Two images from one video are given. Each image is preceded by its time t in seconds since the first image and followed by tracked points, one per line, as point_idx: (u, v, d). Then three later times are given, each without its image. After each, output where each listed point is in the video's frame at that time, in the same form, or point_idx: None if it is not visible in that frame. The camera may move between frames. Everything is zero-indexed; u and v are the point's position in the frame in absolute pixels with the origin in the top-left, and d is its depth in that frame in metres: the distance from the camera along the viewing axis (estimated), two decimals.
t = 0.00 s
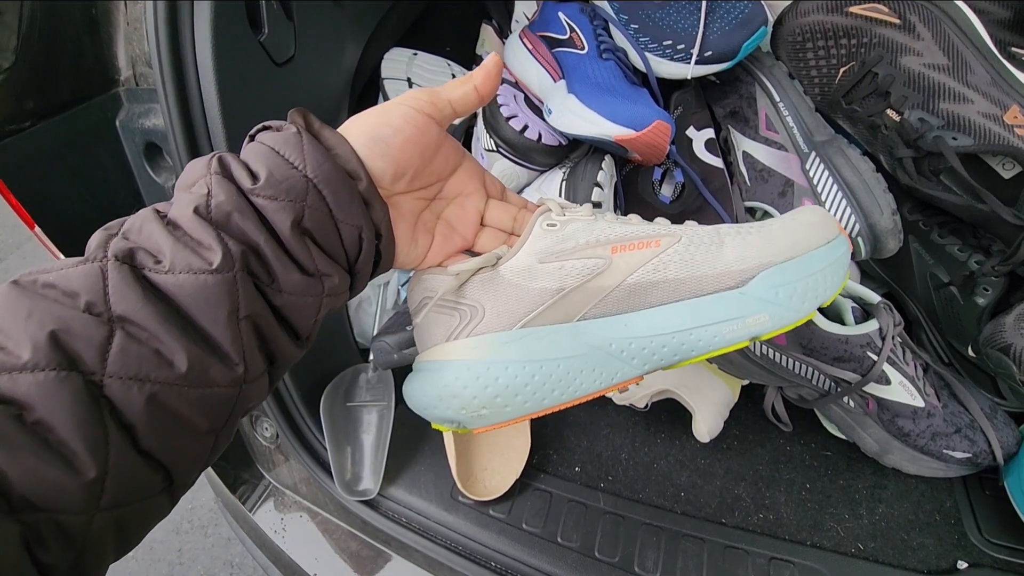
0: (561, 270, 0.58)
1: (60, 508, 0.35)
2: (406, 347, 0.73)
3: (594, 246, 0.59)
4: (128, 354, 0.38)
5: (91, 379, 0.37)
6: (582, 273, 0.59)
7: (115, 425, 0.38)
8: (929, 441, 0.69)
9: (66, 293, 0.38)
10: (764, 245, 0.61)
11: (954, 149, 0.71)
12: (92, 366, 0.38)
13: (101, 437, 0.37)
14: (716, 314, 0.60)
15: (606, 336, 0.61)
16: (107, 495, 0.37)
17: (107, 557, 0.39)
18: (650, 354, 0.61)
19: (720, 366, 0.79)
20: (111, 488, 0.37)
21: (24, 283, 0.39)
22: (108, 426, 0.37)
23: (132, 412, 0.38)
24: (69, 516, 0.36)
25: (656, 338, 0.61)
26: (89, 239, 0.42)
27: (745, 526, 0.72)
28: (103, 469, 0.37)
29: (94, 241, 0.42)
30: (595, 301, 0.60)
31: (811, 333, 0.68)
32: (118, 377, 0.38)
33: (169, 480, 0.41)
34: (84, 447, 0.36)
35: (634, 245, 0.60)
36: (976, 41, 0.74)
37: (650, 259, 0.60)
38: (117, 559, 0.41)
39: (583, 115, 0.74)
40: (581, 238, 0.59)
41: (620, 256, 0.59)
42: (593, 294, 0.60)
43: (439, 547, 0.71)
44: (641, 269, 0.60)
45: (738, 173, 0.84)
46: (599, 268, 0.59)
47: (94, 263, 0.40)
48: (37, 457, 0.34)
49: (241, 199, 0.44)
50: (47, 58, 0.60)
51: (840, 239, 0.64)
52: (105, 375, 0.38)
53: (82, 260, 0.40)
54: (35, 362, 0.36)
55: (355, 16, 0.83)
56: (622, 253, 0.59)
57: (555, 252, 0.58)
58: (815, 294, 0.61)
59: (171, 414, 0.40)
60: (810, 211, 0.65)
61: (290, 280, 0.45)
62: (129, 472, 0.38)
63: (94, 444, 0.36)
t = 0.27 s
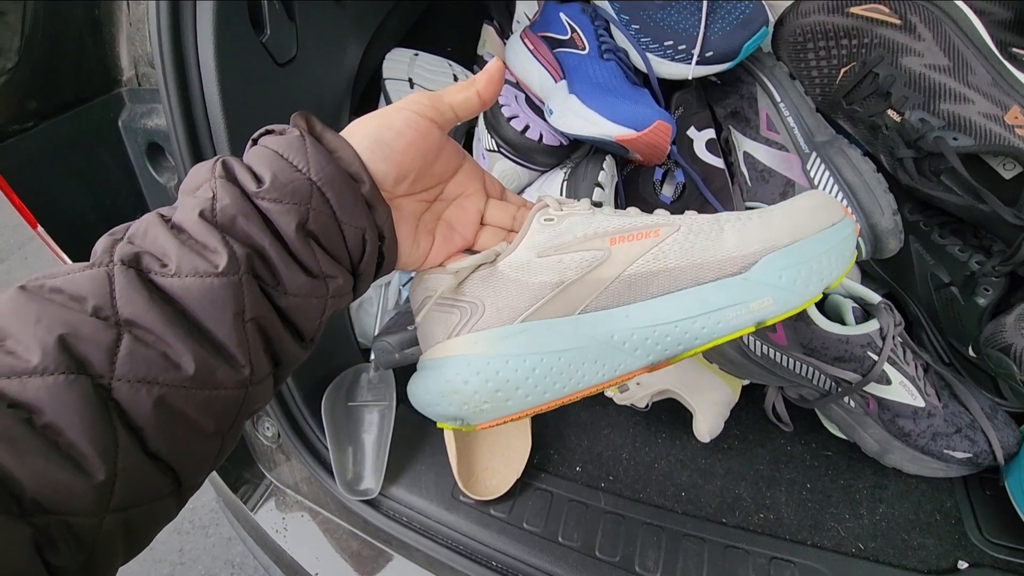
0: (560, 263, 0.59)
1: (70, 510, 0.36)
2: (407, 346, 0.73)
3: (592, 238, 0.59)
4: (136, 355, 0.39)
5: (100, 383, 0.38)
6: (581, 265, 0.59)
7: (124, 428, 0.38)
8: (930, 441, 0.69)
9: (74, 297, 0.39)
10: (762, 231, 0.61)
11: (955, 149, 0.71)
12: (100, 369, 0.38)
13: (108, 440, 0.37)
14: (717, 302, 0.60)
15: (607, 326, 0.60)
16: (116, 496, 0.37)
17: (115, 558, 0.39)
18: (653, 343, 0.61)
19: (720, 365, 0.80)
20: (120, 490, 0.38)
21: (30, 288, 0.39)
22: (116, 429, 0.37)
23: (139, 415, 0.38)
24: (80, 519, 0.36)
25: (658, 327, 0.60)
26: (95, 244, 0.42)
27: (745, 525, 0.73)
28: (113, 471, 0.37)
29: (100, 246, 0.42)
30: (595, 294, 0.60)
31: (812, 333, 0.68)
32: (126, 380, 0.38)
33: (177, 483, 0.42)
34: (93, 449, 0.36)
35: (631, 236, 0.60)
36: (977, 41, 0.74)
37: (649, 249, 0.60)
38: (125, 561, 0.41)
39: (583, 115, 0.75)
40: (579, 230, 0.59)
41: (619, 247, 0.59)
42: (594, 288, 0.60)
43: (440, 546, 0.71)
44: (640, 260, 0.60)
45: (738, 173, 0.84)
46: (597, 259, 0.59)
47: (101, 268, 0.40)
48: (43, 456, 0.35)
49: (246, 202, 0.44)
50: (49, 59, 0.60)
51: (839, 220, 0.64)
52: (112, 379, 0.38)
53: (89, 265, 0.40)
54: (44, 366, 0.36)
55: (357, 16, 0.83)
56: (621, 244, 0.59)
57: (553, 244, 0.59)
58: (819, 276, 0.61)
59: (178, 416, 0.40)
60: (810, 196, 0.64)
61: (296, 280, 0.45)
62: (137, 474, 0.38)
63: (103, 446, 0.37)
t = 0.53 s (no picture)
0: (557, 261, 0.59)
1: (85, 515, 0.36)
2: (410, 345, 0.73)
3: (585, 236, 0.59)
4: (160, 364, 0.39)
5: (123, 390, 0.38)
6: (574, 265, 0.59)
7: (144, 435, 0.38)
8: (933, 442, 0.69)
9: (97, 305, 0.39)
10: (758, 220, 0.59)
11: (958, 148, 0.71)
12: (122, 376, 0.38)
13: (128, 448, 0.37)
14: (712, 293, 0.59)
15: (603, 323, 0.60)
16: (134, 502, 0.38)
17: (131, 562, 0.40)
18: (650, 339, 0.60)
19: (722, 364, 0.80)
20: (139, 496, 0.38)
21: (54, 296, 0.39)
22: (136, 437, 0.38)
23: (160, 422, 0.39)
24: (99, 525, 0.36)
25: (653, 322, 0.59)
26: (117, 253, 0.42)
27: (747, 525, 0.72)
28: (133, 477, 0.37)
29: (123, 256, 0.42)
30: (591, 292, 0.60)
31: (814, 332, 0.67)
32: (149, 387, 0.39)
33: (192, 488, 0.42)
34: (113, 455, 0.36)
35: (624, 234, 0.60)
36: (982, 41, 0.73)
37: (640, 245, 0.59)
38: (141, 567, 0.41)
39: (586, 115, 0.75)
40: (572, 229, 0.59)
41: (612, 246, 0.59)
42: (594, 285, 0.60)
43: (442, 545, 0.71)
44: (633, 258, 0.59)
45: (740, 173, 0.84)
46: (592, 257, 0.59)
47: (125, 277, 0.40)
48: (60, 456, 0.35)
49: (267, 212, 0.44)
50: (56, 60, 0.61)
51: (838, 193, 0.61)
52: (134, 387, 0.38)
53: (112, 274, 0.41)
54: (69, 372, 0.36)
55: (359, 16, 0.84)
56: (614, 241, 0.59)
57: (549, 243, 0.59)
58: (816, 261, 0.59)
59: (197, 424, 0.41)
60: (810, 178, 0.62)
61: (315, 289, 0.46)
62: (155, 482, 0.39)
63: (124, 454, 0.37)
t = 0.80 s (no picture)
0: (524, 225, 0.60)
1: (154, 526, 0.37)
2: (416, 341, 0.74)
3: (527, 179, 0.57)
4: (224, 388, 0.40)
5: (193, 411, 0.39)
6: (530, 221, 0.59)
7: (209, 457, 0.39)
8: (938, 440, 0.69)
9: (172, 331, 0.41)
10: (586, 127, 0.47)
11: (965, 147, 0.72)
12: (192, 397, 0.39)
13: (195, 465, 0.38)
14: (576, 226, 0.50)
15: (535, 275, 0.54)
16: (197, 519, 0.39)
17: None
18: (581, 270, 0.51)
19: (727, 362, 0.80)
20: (201, 514, 0.39)
21: (135, 322, 0.41)
22: (202, 457, 0.39)
23: (224, 443, 0.40)
24: (165, 539, 0.37)
25: (576, 253, 0.51)
26: (188, 286, 0.44)
27: (751, 522, 0.73)
28: (197, 495, 0.38)
29: (194, 288, 0.44)
30: (523, 256, 0.55)
31: (818, 330, 0.65)
32: (216, 410, 0.40)
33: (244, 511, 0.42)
34: (181, 472, 0.38)
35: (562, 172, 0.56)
36: (988, 39, 0.74)
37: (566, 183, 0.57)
38: None
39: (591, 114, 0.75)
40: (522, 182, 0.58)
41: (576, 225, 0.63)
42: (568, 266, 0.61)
43: (449, 540, 0.72)
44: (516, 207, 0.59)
45: (747, 172, 0.84)
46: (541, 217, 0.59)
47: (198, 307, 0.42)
48: (136, 469, 0.36)
49: (329, 252, 0.46)
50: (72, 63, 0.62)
51: (693, 47, 0.46)
52: (202, 408, 0.39)
53: (186, 303, 0.43)
54: (148, 392, 0.38)
55: (367, 16, 0.84)
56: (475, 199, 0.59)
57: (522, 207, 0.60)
58: (634, 140, 0.45)
59: (255, 449, 0.42)
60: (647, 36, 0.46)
61: (368, 325, 0.47)
62: (215, 503, 0.40)
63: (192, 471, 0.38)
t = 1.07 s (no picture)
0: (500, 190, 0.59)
1: (260, 521, 0.45)
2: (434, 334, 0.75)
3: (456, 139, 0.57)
4: (310, 400, 0.50)
5: (284, 419, 0.48)
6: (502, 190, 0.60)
7: (300, 459, 0.48)
8: (955, 435, 0.69)
9: (260, 356, 0.51)
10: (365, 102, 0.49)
11: (983, 142, 0.71)
12: (282, 407, 0.49)
13: (289, 467, 0.47)
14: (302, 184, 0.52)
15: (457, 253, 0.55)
16: (293, 518, 0.47)
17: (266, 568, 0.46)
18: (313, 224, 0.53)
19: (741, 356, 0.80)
20: (296, 513, 0.47)
21: (227, 354, 0.51)
22: (293, 461, 0.48)
23: (311, 448, 0.49)
24: (268, 532, 0.46)
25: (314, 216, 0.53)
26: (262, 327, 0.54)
27: (765, 515, 0.73)
28: (291, 494, 0.47)
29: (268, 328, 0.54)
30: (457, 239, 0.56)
31: (833, 324, 0.66)
32: (304, 417, 0.49)
33: (326, 517, 0.51)
34: (278, 473, 0.46)
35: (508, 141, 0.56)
36: (1005, 33, 0.74)
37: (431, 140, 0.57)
38: None
39: (607, 109, 0.76)
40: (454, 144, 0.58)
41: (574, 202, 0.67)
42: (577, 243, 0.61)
43: (464, 530, 0.73)
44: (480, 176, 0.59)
45: (762, 168, 0.84)
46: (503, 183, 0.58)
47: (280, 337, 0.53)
48: (241, 467, 0.45)
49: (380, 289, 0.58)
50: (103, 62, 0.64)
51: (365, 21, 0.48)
52: (293, 418, 0.49)
53: (268, 336, 0.53)
54: (248, 402, 0.47)
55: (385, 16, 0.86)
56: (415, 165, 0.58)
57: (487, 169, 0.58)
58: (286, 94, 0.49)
59: (335, 454, 0.51)
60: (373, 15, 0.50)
61: (417, 344, 0.58)
62: (305, 506, 0.48)
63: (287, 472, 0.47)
